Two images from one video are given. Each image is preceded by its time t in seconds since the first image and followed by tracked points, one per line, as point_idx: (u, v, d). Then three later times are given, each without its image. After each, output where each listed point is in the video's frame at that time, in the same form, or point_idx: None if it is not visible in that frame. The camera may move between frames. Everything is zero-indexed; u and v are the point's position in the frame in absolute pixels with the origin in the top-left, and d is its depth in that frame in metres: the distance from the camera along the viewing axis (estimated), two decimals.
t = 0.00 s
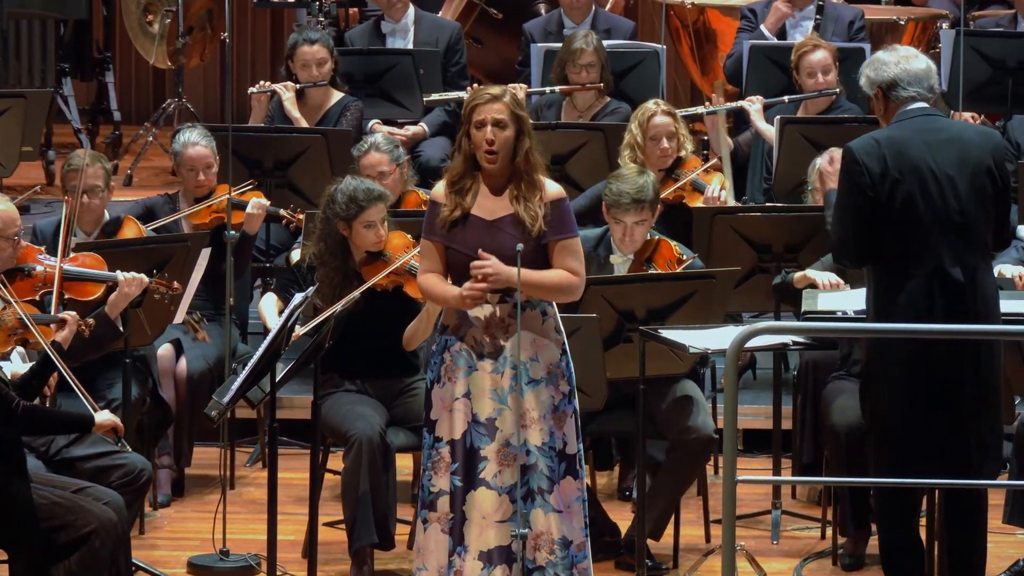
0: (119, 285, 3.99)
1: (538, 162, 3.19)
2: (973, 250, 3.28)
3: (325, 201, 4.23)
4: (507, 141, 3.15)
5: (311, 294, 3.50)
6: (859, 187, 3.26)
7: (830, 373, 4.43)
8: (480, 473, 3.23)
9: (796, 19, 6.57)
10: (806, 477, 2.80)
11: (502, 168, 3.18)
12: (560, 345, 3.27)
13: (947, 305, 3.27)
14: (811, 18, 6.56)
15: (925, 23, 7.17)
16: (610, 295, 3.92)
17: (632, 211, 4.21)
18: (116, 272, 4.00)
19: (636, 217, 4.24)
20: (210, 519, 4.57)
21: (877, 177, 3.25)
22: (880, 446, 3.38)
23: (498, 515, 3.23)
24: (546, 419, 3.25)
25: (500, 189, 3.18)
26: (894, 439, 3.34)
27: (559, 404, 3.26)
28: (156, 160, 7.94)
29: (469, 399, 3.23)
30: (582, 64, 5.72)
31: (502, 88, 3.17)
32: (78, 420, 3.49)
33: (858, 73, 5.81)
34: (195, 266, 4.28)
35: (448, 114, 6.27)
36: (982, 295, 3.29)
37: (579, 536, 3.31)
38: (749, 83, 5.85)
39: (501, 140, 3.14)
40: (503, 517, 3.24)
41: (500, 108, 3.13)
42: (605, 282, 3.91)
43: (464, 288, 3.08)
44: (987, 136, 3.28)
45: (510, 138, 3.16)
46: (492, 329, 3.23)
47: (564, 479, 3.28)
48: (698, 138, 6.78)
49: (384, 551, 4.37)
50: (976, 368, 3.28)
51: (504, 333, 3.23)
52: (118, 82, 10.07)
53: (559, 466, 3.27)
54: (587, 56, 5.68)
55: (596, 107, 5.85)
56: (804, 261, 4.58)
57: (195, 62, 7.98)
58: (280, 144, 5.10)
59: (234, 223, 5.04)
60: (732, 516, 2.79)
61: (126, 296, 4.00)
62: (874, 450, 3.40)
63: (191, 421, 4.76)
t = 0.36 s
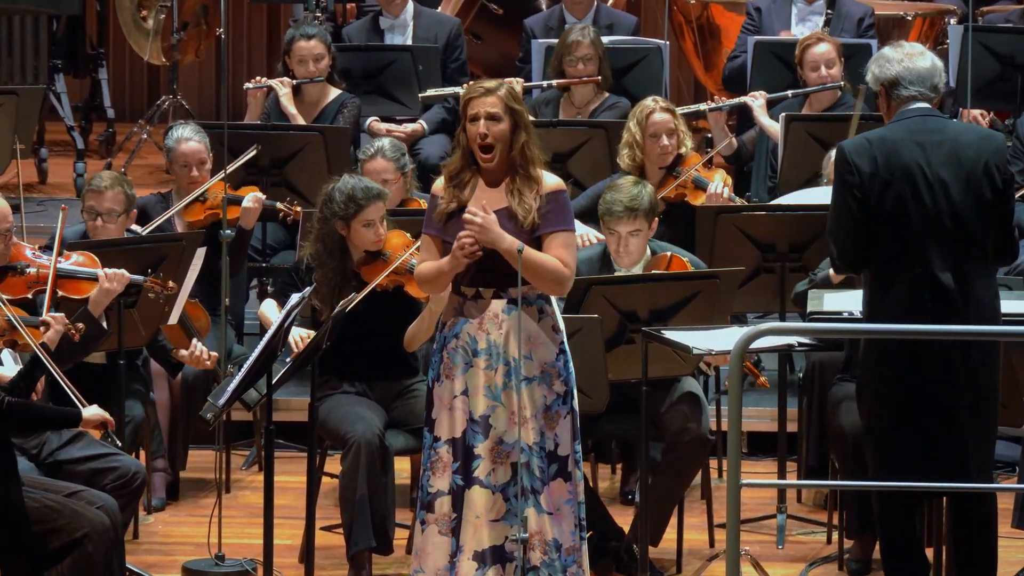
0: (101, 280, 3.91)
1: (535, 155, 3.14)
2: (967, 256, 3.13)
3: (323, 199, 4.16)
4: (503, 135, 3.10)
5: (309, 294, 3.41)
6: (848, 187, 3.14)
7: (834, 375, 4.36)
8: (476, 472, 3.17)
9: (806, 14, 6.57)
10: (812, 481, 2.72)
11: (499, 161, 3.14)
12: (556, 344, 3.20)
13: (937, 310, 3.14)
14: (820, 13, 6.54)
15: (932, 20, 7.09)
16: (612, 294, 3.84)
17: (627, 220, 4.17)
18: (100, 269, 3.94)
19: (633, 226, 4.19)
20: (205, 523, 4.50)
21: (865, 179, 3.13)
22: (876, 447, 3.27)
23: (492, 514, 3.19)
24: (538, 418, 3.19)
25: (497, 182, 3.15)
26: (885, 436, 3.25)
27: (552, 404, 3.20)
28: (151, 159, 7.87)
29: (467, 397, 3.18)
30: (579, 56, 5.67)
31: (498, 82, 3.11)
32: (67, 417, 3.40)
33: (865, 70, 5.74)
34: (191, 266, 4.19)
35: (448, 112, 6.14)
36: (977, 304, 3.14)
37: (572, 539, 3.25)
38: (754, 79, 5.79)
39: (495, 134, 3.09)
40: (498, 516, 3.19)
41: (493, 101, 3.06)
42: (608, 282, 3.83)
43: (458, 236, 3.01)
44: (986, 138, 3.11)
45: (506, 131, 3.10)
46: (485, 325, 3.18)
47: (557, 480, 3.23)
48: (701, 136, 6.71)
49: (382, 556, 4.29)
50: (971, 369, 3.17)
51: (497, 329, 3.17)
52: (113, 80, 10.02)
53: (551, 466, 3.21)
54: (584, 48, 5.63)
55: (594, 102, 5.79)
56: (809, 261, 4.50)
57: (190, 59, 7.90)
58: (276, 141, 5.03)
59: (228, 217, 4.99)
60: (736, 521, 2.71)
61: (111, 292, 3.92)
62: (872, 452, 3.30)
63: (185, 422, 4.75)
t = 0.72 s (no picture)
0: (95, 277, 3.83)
1: (531, 152, 3.10)
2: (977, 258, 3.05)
3: (321, 198, 4.10)
4: (500, 131, 3.06)
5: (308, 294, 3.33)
6: (856, 185, 3.05)
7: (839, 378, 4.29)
8: (465, 472, 3.15)
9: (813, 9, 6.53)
10: (817, 485, 2.65)
11: (495, 156, 3.11)
12: (551, 344, 3.16)
13: (937, 310, 3.07)
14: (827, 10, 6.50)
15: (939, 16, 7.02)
16: (614, 295, 3.77)
17: (625, 230, 4.08)
18: (95, 265, 3.85)
19: (632, 236, 4.11)
20: (201, 528, 4.43)
21: (874, 177, 3.04)
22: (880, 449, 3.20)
23: (483, 516, 3.14)
24: (532, 419, 3.15)
25: (492, 177, 3.12)
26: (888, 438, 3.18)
27: (547, 404, 3.16)
28: (146, 157, 7.79)
29: (461, 396, 3.16)
30: (574, 52, 5.61)
31: (497, 77, 3.08)
32: (59, 419, 3.31)
33: (872, 67, 5.67)
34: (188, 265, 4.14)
35: (448, 109, 6.07)
36: (979, 307, 3.06)
37: (567, 543, 3.19)
38: (759, 76, 5.73)
39: (491, 129, 3.05)
40: (487, 519, 3.14)
41: (490, 97, 3.03)
42: (612, 282, 3.75)
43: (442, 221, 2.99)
44: (998, 137, 3.01)
45: (503, 128, 3.06)
46: (477, 324, 3.15)
47: (552, 482, 3.17)
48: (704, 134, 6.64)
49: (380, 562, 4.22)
50: (974, 371, 3.10)
51: (489, 327, 3.13)
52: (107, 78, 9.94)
53: (545, 467, 3.16)
54: (578, 44, 5.58)
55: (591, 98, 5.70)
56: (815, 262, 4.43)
57: (186, 55, 7.83)
58: (272, 139, 4.96)
59: (224, 217, 4.96)
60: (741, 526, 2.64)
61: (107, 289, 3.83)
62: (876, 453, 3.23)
63: (179, 426, 4.75)
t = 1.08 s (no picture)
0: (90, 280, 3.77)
1: (531, 153, 3.03)
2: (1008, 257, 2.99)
3: (319, 199, 4.03)
4: (499, 130, 2.99)
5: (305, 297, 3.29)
6: (891, 178, 3.00)
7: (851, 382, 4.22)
8: (464, 481, 3.08)
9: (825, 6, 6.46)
10: (825, 490, 2.58)
11: (492, 157, 3.04)
12: (553, 348, 3.08)
13: (964, 311, 3.01)
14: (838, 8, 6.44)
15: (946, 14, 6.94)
16: (619, 297, 3.69)
17: (633, 217, 4.01)
18: (89, 268, 3.79)
19: (640, 224, 4.04)
20: (197, 534, 4.35)
21: (909, 171, 2.98)
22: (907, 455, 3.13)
23: (483, 525, 3.07)
24: (535, 425, 3.08)
25: (488, 179, 3.04)
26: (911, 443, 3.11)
27: (550, 409, 3.08)
28: (141, 157, 7.71)
29: (459, 403, 3.11)
30: (565, 52, 5.54)
31: (496, 76, 3.01)
32: (53, 423, 3.24)
33: (881, 66, 5.60)
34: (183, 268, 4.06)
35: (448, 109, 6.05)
36: (1011, 307, 2.99)
37: (576, 550, 3.12)
38: (766, 74, 5.66)
39: (491, 129, 2.98)
40: (486, 528, 3.07)
41: (491, 95, 2.96)
42: (616, 284, 3.66)
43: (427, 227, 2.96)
44: None
45: (502, 127, 2.99)
46: (476, 330, 3.08)
47: (559, 488, 3.09)
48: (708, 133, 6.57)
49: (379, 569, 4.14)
50: (999, 374, 3.02)
51: (487, 334, 3.06)
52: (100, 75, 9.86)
53: (550, 474, 3.09)
54: (568, 44, 5.51)
55: (585, 96, 5.64)
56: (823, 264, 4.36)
57: (182, 52, 7.75)
58: (268, 139, 4.89)
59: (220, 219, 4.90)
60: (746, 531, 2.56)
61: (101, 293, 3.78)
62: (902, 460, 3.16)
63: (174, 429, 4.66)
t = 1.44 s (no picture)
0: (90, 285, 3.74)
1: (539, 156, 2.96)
2: None
3: (318, 202, 3.95)
4: (508, 134, 2.93)
5: (304, 302, 3.18)
6: (923, 178, 2.90)
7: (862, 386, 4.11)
8: (472, 490, 3.02)
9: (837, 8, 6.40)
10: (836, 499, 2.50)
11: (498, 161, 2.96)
12: (562, 352, 3.00)
13: (1004, 319, 2.89)
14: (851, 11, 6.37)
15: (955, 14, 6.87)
16: (625, 301, 3.61)
17: (657, 195, 3.94)
18: (88, 272, 3.76)
19: (663, 204, 3.97)
20: (195, 542, 4.28)
21: (940, 170, 2.89)
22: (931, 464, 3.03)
23: (492, 534, 3.01)
24: (544, 432, 3.01)
25: (495, 184, 2.96)
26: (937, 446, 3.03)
27: (559, 416, 3.01)
28: (138, 158, 7.64)
29: (463, 411, 3.03)
30: (560, 55, 5.47)
31: (504, 78, 2.95)
32: (46, 428, 3.17)
33: (890, 65, 5.53)
34: (181, 269, 4.02)
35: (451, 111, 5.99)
36: None
37: (585, 559, 3.06)
38: (773, 74, 5.60)
39: (501, 133, 2.91)
40: (496, 537, 3.01)
41: (501, 97, 2.90)
42: (621, 289, 3.59)
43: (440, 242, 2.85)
44: None
45: (511, 130, 2.93)
46: (483, 336, 3.00)
47: (567, 496, 3.03)
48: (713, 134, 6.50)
49: None
50: None
51: (495, 340, 2.99)
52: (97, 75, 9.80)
53: (559, 481, 3.02)
54: (563, 45, 5.43)
55: (584, 97, 5.57)
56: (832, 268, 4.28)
57: (179, 52, 7.69)
58: (266, 139, 4.82)
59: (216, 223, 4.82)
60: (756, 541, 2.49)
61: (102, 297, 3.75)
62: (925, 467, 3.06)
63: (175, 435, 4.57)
